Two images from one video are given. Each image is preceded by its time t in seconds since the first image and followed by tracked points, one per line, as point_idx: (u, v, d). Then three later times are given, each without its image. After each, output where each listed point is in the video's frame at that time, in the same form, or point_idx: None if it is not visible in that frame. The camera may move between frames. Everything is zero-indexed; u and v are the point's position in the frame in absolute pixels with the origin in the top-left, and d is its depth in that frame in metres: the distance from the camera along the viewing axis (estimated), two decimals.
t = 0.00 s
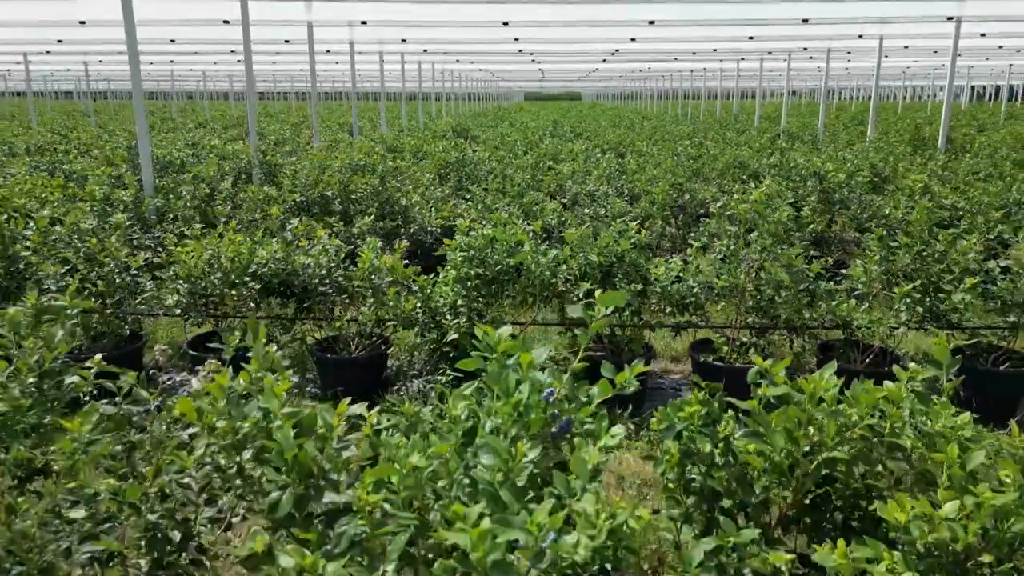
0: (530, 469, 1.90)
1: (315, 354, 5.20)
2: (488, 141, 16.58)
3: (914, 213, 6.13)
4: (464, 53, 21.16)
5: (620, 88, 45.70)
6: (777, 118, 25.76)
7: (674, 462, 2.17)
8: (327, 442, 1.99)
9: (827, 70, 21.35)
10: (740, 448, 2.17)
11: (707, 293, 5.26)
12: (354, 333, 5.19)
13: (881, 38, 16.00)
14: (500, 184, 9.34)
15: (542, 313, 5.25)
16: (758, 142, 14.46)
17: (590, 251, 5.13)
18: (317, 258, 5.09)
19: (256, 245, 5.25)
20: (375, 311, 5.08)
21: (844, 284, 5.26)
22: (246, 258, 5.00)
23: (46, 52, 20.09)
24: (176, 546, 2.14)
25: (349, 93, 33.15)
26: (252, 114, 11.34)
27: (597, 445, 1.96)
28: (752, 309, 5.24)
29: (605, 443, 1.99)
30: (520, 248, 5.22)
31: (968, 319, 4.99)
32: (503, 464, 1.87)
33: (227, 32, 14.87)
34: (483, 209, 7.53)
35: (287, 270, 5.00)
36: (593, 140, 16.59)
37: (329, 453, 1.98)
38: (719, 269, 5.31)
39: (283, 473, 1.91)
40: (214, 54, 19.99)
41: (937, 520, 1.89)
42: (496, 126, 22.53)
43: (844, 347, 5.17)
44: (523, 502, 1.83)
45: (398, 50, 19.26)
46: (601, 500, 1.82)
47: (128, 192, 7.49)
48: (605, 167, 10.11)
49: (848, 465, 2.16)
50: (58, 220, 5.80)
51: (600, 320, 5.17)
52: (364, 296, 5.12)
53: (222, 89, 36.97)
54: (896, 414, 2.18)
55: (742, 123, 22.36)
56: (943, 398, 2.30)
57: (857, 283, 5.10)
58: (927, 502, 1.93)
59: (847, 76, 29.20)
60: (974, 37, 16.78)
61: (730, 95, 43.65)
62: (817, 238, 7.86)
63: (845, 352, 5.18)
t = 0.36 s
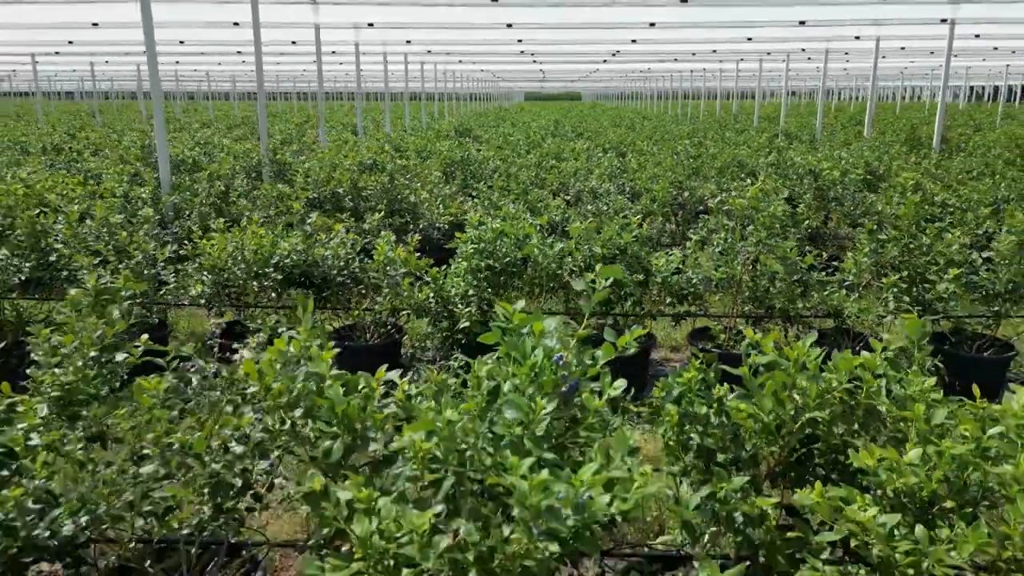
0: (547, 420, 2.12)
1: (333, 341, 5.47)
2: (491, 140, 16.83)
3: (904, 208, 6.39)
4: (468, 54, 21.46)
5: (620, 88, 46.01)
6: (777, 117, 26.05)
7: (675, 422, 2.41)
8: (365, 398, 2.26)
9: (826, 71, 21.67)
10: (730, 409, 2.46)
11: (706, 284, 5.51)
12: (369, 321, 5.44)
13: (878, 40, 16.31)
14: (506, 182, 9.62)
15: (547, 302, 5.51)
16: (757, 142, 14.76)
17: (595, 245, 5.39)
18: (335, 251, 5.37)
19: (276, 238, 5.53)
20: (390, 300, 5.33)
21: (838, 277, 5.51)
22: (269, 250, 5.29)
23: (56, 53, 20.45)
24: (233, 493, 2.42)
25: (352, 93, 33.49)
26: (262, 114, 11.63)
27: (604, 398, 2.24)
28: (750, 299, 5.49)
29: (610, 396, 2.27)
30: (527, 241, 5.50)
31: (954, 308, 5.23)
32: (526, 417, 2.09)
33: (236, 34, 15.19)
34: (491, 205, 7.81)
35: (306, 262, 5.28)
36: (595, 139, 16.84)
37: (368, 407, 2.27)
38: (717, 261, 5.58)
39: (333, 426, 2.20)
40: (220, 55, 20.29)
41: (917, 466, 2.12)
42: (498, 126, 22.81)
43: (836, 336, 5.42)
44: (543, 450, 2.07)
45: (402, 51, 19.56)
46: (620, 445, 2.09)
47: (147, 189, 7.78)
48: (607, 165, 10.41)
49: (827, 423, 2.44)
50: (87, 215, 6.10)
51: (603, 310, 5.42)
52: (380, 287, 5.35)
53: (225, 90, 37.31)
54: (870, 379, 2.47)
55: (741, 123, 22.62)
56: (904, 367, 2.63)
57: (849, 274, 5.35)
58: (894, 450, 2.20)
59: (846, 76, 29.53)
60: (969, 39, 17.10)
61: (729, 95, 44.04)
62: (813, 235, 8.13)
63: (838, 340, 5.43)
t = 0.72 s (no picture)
0: (561, 385, 2.37)
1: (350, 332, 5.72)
2: (494, 140, 17.04)
3: (897, 203, 6.64)
4: (470, 55, 21.73)
5: (620, 88, 46.24)
6: (775, 117, 26.30)
7: (675, 392, 2.65)
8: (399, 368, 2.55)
9: (824, 71, 21.93)
10: (726, 379, 2.70)
11: (706, 277, 5.76)
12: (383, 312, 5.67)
13: (875, 41, 16.57)
14: (510, 180, 9.87)
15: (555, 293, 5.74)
16: (755, 142, 15.02)
17: (599, 239, 5.64)
18: (351, 244, 5.62)
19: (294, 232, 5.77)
20: (405, 292, 5.56)
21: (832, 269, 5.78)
22: (289, 243, 5.55)
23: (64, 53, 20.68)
24: (282, 458, 2.74)
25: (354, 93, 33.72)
26: (270, 113, 11.88)
27: (609, 365, 2.51)
28: (748, 291, 5.76)
29: (616, 365, 2.52)
30: (535, 235, 5.75)
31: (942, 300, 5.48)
32: (543, 382, 2.33)
33: (245, 36, 15.46)
34: (497, 201, 8.06)
35: (324, 255, 5.53)
36: (596, 139, 17.08)
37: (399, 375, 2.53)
38: (716, 255, 5.84)
39: (372, 392, 2.47)
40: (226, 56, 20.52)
41: (893, 424, 2.38)
42: (500, 126, 23.04)
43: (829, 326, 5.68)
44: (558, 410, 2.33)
45: (406, 52, 19.79)
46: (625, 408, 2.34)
47: (164, 187, 8.02)
48: (608, 164, 10.66)
49: (811, 394, 2.68)
50: (112, 212, 6.36)
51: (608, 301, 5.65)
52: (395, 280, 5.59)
53: (227, 89, 37.51)
54: (852, 354, 2.70)
55: (741, 123, 22.85)
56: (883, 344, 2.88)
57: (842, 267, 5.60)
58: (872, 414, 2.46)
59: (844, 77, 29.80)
60: (964, 40, 17.37)
61: (729, 96, 44.28)
62: (808, 231, 8.39)
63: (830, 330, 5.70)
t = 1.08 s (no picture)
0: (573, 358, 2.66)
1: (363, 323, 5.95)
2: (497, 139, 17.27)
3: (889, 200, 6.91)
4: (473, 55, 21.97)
5: (620, 88, 46.49)
6: (774, 117, 26.55)
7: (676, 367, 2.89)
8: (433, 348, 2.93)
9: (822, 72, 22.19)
10: (721, 357, 2.98)
11: (704, 270, 6.01)
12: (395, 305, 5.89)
13: (872, 42, 16.87)
14: (514, 178, 10.12)
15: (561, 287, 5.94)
16: (753, 141, 15.27)
17: (603, 234, 5.89)
18: (365, 239, 5.87)
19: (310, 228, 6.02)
20: (416, 286, 5.74)
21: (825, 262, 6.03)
22: (307, 238, 5.78)
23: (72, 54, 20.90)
24: (313, 429, 2.99)
25: (357, 93, 33.96)
26: (279, 113, 12.12)
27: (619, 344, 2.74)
28: (745, 284, 6.00)
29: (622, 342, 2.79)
30: (541, 230, 6.01)
31: (931, 290, 5.73)
32: (558, 354, 2.63)
33: (253, 38, 15.72)
34: (503, 198, 8.32)
35: (339, 249, 5.78)
36: (597, 139, 17.31)
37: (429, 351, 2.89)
38: (715, 250, 6.09)
39: (402, 365, 2.75)
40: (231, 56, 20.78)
41: (869, 394, 2.64)
42: (502, 125, 23.28)
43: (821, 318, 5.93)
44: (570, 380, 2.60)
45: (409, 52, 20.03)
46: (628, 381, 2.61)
47: (179, 185, 8.26)
48: (610, 163, 10.92)
49: (800, 370, 2.94)
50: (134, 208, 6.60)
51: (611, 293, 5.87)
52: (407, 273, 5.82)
53: (231, 89, 37.77)
54: (837, 334, 2.98)
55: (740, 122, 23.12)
56: (868, 327, 3.14)
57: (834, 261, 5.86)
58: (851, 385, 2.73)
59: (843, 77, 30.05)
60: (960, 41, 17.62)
61: (728, 96, 44.51)
62: (804, 227, 8.65)
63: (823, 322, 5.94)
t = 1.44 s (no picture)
0: (583, 338, 2.91)
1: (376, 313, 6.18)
2: (499, 139, 17.48)
3: (883, 197, 7.15)
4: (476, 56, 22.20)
5: (621, 88, 46.73)
6: (773, 118, 26.78)
7: (676, 348, 3.13)
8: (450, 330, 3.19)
9: (821, 72, 22.44)
10: (719, 338, 3.21)
11: (703, 265, 6.26)
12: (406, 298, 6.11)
13: (870, 43, 17.11)
14: (518, 176, 10.36)
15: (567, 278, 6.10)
16: (752, 141, 15.53)
17: (606, 229, 6.16)
18: (378, 235, 6.11)
19: (323, 224, 6.27)
20: (427, 277, 5.95)
21: (819, 258, 6.27)
22: (321, 232, 6.03)
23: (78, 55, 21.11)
24: (343, 405, 3.24)
25: (359, 94, 34.22)
26: (287, 114, 12.38)
27: (621, 324, 2.99)
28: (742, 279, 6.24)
29: (628, 323, 3.05)
30: (546, 226, 6.26)
31: (922, 283, 5.96)
32: (568, 333, 2.89)
33: (260, 39, 15.96)
34: (507, 197, 8.56)
35: (353, 245, 6.02)
36: (598, 138, 17.53)
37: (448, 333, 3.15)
38: (714, 246, 6.34)
39: (427, 344, 3.03)
40: (237, 57, 21.02)
41: (854, 370, 2.89)
42: (504, 125, 23.52)
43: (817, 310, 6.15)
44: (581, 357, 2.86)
45: (413, 53, 20.29)
46: (633, 357, 2.87)
47: (194, 184, 8.51)
48: (611, 163, 11.17)
49: (790, 350, 3.19)
50: (153, 205, 6.85)
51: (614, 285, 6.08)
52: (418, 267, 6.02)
53: (234, 90, 38.02)
54: (825, 317, 3.23)
55: (739, 122, 23.36)
56: (853, 311, 3.40)
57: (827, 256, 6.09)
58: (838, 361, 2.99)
59: (841, 78, 30.31)
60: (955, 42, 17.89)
61: (728, 96, 44.78)
62: (800, 224, 8.89)
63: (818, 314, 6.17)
